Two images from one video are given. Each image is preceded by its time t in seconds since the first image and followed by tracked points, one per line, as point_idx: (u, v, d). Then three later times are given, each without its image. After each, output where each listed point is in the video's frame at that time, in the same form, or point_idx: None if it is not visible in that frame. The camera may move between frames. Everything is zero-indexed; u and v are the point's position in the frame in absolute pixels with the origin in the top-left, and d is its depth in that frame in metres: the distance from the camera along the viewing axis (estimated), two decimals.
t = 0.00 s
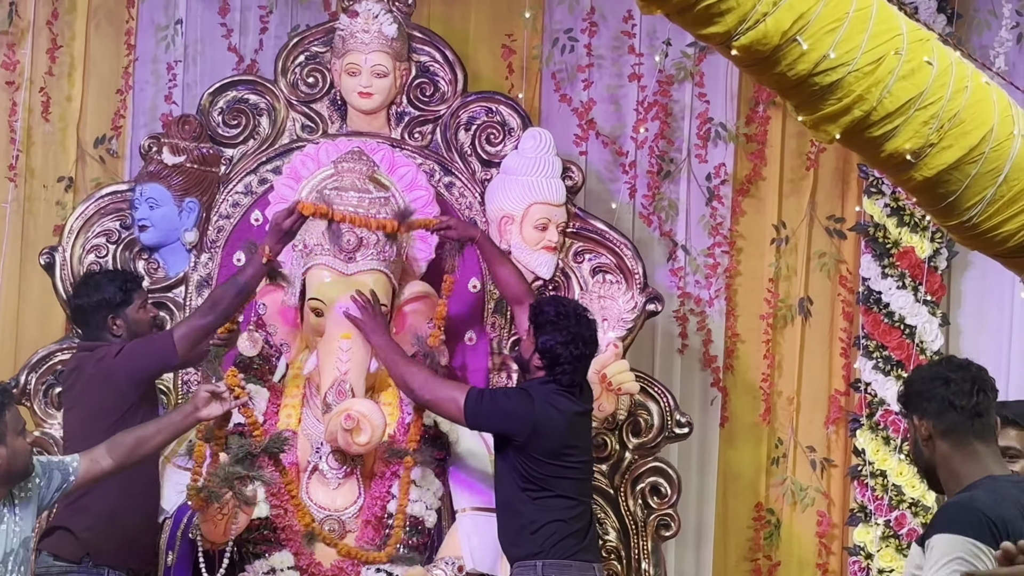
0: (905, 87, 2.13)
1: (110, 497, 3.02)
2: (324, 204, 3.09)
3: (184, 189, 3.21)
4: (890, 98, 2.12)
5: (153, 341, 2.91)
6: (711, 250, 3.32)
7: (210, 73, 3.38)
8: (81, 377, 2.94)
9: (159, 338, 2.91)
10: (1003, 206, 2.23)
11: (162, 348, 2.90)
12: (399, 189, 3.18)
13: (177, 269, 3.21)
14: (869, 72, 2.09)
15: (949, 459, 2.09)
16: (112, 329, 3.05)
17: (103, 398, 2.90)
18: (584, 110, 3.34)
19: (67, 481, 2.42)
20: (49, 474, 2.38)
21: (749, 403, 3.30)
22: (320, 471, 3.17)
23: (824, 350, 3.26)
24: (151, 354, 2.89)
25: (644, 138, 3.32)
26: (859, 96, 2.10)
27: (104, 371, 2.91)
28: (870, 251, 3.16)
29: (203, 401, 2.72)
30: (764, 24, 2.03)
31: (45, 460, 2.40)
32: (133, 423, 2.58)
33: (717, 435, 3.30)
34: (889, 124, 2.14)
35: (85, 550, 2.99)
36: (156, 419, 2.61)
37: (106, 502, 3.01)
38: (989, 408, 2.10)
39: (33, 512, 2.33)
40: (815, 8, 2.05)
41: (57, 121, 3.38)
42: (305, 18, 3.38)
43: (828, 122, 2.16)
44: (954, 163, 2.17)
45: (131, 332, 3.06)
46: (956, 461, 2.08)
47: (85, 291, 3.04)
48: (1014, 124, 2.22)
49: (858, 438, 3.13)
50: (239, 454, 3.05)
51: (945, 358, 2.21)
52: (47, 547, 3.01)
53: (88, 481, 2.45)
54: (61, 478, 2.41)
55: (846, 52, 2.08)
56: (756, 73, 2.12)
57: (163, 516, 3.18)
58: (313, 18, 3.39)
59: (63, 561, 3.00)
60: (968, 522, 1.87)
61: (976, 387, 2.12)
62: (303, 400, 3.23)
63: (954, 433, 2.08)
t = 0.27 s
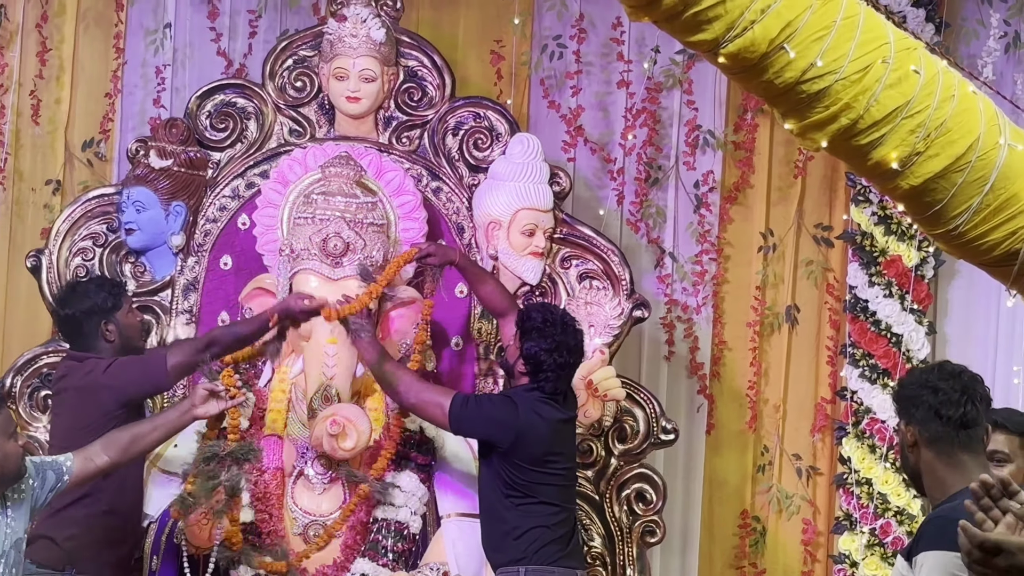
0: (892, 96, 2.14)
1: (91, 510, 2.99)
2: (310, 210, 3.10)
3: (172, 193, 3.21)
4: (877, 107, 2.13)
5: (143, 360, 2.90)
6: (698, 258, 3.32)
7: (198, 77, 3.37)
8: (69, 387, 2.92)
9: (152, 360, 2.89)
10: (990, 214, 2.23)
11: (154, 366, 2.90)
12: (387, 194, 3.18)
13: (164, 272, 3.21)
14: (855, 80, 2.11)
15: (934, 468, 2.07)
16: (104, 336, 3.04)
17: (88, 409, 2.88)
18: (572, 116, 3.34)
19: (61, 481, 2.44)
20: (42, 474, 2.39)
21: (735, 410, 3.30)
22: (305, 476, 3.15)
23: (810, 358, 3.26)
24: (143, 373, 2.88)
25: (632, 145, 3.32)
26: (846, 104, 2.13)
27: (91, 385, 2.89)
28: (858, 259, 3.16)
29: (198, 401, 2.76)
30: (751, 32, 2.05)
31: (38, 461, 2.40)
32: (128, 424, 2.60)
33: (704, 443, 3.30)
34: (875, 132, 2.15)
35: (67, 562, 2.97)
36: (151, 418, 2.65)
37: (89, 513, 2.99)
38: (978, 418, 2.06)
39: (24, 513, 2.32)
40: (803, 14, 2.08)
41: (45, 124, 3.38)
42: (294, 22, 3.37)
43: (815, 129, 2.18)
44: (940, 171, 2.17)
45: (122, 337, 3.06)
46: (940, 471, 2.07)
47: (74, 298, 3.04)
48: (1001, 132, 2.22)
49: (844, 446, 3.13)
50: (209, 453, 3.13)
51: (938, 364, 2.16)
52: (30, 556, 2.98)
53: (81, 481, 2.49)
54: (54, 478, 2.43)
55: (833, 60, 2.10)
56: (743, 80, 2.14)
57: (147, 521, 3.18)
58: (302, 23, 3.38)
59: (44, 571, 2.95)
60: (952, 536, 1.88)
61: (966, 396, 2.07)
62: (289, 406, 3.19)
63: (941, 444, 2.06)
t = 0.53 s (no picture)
0: (882, 105, 2.14)
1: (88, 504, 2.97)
2: (302, 215, 3.14)
3: (163, 198, 3.21)
4: (868, 116, 2.13)
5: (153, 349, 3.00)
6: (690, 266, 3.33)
7: (191, 82, 3.37)
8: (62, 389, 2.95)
9: (162, 343, 3.02)
10: (980, 223, 2.25)
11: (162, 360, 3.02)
12: (378, 200, 3.21)
13: (155, 276, 3.21)
14: (847, 89, 2.10)
15: (917, 476, 2.08)
16: (98, 336, 3.09)
17: (88, 406, 2.92)
18: (564, 123, 3.35)
19: (55, 482, 2.49)
20: (37, 475, 2.43)
21: (725, 418, 3.31)
22: (295, 481, 3.16)
23: (800, 366, 3.27)
24: (152, 355, 2.99)
25: (625, 152, 3.33)
26: (837, 113, 2.13)
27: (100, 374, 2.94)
28: (848, 268, 3.17)
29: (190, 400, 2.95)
30: (743, 41, 2.02)
31: (33, 462, 2.45)
32: (123, 425, 2.79)
33: (693, 451, 3.30)
34: (866, 141, 2.16)
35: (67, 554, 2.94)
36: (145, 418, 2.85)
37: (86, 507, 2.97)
38: (960, 427, 2.05)
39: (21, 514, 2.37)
40: (795, 23, 2.05)
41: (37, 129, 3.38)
42: (287, 27, 3.37)
43: (806, 137, 2.17)
44: (930, 180, 2.19)
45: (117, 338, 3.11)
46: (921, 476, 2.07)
47: (63, 304, 3.05)
48: (991, 141, 2.24)
49: (833, 455, 3.14)
50: (202, 451, 3.09)
51: (923, 374, 2.15)
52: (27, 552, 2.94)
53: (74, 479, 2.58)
54: (49, 478, 2.48)
55: (825, 69, 2.09)
56: (736, 89, 2.13)
57: (138, 525, 3.16)
58: (295, 28, 3.38)
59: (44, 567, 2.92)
60: (929, 540, 1.90)
61: (947, 405, 2.07)
62: (279, 410, 3.19)
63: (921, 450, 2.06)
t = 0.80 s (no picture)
0: (876, 112, 2.08)
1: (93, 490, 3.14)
2: (296, 220, 3.14)
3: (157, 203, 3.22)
4: (861, 124, 2.06)
5: (149, 339, 3.17)
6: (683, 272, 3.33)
7: (185, 86, 3.37)
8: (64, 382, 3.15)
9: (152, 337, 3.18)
10: (974, 232, 2.21)
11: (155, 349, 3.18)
12: (372, 206, 3.20)
13: (148, 281, 3.22)
14: (841, 97, 2.04)
15: (919, 484, 2.11)
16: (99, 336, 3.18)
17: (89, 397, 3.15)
18: (559, 129, 3.35)
19: (55, 473, 2.63)
20: (39, 469, 2.54)
21: (717, 425, 3.31)
22: (285, 485, 3.12)
23: (793, 374, 3.27)
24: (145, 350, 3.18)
25: (618, 158, 3.34)
26: (831, 122, 2.06)
27: (101, 364, 3.16)
28: (841, 275, 3.17)
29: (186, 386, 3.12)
30: (737, 48, 1.98)
31: (35, 456, 2.57)
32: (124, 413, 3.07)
33: (685, 460, 3.31)
34: (860, 150, 2.09)
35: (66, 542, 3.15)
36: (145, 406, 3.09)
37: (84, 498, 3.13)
38: (966, 437, 2.09)
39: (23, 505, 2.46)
40: (788, 31, 2.00)
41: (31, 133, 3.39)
42: (282, 32, 3.37)
43: (799, 146, 2.10)
44: (926, 189, 2.14)
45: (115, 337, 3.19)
46: (924, 483, 2.10)
47: (66, 304, 3.18)
48: (984, 150, 2.20)
49: (826, 462, 3.13)
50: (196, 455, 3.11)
51: (929, 388, 2.21)
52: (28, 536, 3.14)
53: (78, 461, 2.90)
54: (50, 470, 2.61)
55: (819, 77, 2.03)
56: (727, 96, 2.06)
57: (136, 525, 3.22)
58: (289, 33, 3.37)
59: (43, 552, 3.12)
60: (925, 542, 1.95)
61: (953, 415, 2.12)
62: (272, 415, 3.16)
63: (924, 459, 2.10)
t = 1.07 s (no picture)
0: (877, 115, 2.15)
1: (82, 496, 3.04)
2: (294, 220, 3.13)
3: (155, 202, 3.22)
4: (862, 126, 2.14)
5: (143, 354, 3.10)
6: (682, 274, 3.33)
7: (185, 85, 3.36)
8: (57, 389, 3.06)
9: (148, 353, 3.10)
10: (973, 234, 2.30)
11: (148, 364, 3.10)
12: (371, 206, 3.20)
13: (147, 280, 3.20)
14: (843, 99, 2.11)
15: (923, 486, 2.28)
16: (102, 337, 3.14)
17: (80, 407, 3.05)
18: (558, 130, 3.35)
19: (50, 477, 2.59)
20: (34, 471, 2.51)
21: (716, 427, 3.31)
22: (284, 487, 3.13)
23: (792, 376, 3.27)
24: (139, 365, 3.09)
25: (618, 160, 3.33)
26: (832, 123, 2.13)
27: (89, 377, 3.06)
28: (839, 278, 3.17)
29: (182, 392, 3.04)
30: (739, 49, 2.03)
31: (30, 459, 2.54)
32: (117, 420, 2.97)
33: (684, 461, 3.30)
34: (861, 152, 2.17)
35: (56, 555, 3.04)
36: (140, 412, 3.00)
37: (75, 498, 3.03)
38: (973, 448, 2.27)
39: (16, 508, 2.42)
40: (790, 33, 2.06)
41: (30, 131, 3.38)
42: (282, 32, 3.36)
43: (801, 146, 2.17)
44: (926, 190, 2.22)
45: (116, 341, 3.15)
46: (929, 485, 2.27)
47: (72, 299, 3.15)
48: (984, 153, 2.27)
49: (824, 465, 3.14)
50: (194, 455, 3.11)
51: (942, 404, 2.40)
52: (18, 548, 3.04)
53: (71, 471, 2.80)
54: (46, 474, 2.57)
55: (820, 79, 2.09)
56: (729, 98, 2.13)
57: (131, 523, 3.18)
58: (289, 33, 3.37)
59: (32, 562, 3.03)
60: (919, 529, 2.12)
61: (963, 428, 2.30)
62: (269, 415, 3.18)
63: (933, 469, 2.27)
